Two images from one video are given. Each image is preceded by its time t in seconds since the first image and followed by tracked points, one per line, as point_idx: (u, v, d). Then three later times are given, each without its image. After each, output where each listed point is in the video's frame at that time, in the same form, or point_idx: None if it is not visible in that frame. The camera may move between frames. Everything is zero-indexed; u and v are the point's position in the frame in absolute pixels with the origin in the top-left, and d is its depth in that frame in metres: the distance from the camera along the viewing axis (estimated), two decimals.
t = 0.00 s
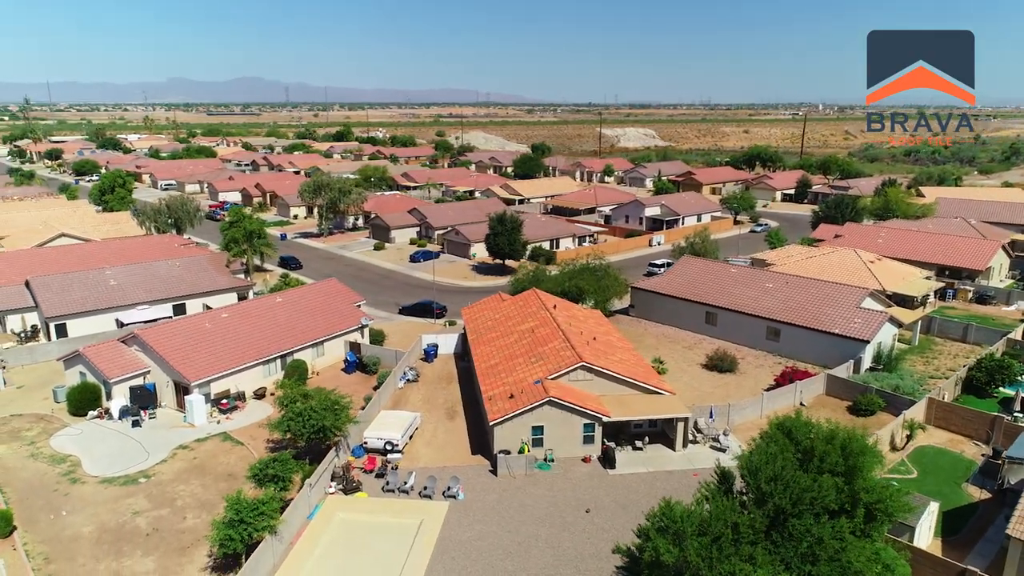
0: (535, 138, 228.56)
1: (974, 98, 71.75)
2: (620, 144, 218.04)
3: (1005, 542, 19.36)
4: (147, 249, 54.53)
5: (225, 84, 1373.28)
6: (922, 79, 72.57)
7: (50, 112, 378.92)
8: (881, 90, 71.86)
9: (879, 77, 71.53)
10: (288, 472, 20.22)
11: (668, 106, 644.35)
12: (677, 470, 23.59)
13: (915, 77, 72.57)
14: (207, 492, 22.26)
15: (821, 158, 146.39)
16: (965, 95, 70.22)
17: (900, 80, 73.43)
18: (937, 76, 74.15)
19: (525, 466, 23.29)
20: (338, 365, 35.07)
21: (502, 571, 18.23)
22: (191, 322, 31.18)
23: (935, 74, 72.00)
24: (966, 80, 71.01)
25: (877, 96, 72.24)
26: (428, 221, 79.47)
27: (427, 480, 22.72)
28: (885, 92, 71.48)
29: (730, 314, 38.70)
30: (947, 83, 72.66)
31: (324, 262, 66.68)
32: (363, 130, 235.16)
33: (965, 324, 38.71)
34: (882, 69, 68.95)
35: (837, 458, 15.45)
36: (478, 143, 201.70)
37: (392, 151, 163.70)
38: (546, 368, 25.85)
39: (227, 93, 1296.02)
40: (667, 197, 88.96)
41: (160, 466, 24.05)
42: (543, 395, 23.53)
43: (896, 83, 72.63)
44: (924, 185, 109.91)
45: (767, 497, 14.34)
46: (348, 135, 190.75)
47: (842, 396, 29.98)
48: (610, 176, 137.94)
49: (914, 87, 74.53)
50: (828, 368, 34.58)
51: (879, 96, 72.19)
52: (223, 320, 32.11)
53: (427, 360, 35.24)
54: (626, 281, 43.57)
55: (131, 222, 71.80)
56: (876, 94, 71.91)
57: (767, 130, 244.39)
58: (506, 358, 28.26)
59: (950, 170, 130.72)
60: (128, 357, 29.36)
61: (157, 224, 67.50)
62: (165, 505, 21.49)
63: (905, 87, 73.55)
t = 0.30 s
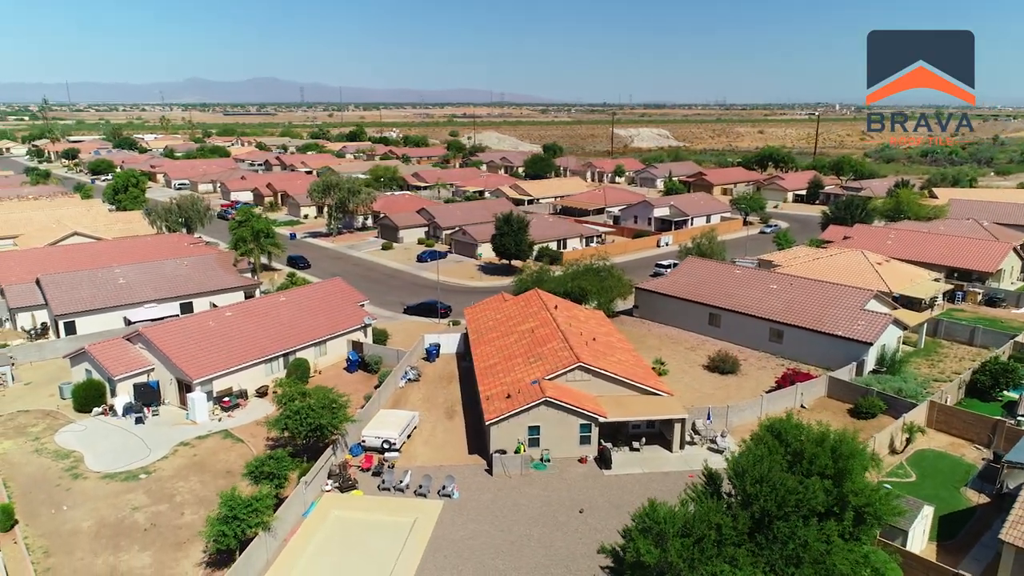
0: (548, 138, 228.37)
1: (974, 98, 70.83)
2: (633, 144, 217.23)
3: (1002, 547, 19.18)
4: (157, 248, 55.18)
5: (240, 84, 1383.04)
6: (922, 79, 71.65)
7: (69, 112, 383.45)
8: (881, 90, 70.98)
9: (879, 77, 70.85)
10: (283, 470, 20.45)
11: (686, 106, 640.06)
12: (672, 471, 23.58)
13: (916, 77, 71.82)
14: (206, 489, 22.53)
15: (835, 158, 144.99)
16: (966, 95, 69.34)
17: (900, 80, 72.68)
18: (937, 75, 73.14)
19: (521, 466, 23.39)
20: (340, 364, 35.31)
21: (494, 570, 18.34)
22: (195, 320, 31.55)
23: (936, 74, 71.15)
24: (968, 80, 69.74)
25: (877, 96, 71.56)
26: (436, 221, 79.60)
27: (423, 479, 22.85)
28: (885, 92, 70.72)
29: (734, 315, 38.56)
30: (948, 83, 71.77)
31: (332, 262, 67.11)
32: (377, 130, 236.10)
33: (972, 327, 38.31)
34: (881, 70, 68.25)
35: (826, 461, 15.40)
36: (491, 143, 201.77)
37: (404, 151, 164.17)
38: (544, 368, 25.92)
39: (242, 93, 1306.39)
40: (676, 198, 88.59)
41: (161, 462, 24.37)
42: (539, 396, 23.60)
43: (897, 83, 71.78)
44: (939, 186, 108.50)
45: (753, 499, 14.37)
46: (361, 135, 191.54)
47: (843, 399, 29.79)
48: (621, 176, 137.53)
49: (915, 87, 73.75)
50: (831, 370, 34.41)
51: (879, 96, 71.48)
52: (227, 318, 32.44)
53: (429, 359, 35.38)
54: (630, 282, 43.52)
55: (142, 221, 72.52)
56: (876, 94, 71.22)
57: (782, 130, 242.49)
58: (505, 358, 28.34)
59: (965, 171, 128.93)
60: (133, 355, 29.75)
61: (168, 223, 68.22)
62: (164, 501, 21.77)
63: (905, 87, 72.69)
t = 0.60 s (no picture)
0: (561, 137, 228.06)
1: (974, 98, 69.97)
2: (647, 145, 216.51)
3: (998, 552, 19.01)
4: (166, 247, 55.78)
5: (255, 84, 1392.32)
6: (922, 79, 70.88)
7: (87, 112, 387.38)
8: (880, 90, 70.31)
9: (878, 77, 70.23)
10: (279, 467, 20.65)
11: (701, 106, 637.15)
12: (668, 472, 23.56)
13: (915, 77, 71.08)
14: (204, 485, 22.81)
15: (848, 159, 143.72)
16: (966, 95, 68.51)
17: (900, 80, 71.95)
18: (937, 75, 72.32)
19: (516, 466, 23.48)
20: (343, 363, 35.57)
21: (484, 568, 18.46)
22: (199, 318, 31.88)
23: (935, 74, 70.39)
24: (967, 80, 68.84)
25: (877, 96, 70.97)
26: (444, 221, 79.78)
27: (419, 478, 22.98)
28: (885, 93, 70.06)
29: (737, 317, 38.43)
30: (948, 83, 70.95)
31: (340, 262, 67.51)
32: (390, 130, 237.10)
33: (979, 330, 37.92)
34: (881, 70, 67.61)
35: (815, 464, 15.34)
36: (503, 143, 201.85)
37: (416, 151, 164.66)
38: (541, 369, 25.98)
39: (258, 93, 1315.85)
40: (685, 198, 88.21)
41: (162, 459, 24.68)
42: (535, 396, 23.66)
43: (897, 82, 71.06)
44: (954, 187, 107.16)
45: (738, 501, 14.42)
46: (374, 135, 192.31)
47: (845, 401, 29.59)
48: (633, 176, 137.11)
49: (915, 87, 73.01)
50: (833, 373, 34.20)
51: (879, 97, 70.81)
52: (230, 317, 32.74)
53: (431, 359, 35.54)
54: (634, 283, 43.46)
55: (153, 220, 73.23)
56: (875, 94, 70.54)
57: (799, 130, 240.67)
58: (504, 358, 28.43)
59: (980, 172, 127.21)
60: (137, 353, 30.12)
61: (177, 222, 68.87)
62: (163, 497, 22.06)
63: (904, 87, 71.95)
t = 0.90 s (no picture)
0: (574, 137, 227.77)
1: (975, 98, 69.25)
2: (660, 145, 215.72)
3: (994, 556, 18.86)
4: (176, 246, 56.40)
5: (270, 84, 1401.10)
6: (922, 79, 70.25)
7: (106, 112, 391.71)
8: (881, 90, 69.80)
9: (879, 77, 69.72)
10: (275, 464, 20.89)
11: (717, 106, 634.11)
12: (664, 474, 23.56)
13: (915, 77, 70.46)
14: (203, 481, 23.11)
15: (861, 160, 142.40)
16: (966, 95, 67.84)
17: (900, 80, 71.41)
18: (937, 75, 71.64)
19: (512, 466, 23.58)
20: (346, 362, 35.84)
21: (475, 568, 18.58)
22: (204, 317, 32.27)
23: (936, 74, 69.75)
24: (967, 80, 68.14)
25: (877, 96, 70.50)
26: (452, 221, 79.97)
27: (416, 477, 23.17)
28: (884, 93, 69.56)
29: (741, 318, 38.28)
30: (948, 83, 70.34)
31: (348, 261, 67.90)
32: (403, 130, 238.00)
33: (986, 333, 37.52)
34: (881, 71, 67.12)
35: (804, 467, 15.32)
36: (516, 143, 201.93)
37: (429, 151, 165.14)
38: (539, 369, 26.06)
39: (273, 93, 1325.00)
40: (695, 199, 87.83)
41: (163, 455, 25.01)
42: (531, 396, 23.72)
43: (896, 83, 70.52)
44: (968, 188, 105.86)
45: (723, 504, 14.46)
46: (387, 135, 193.08)
47: (846, 404, 29.42)
48: (644, 177, 136.71)
49: (915, 87, 72.39)
50: (837, 375, 33.99)
51: (879, 97, 70.34)
52: (234, 316, 33.07)
53: (433, 358, 35.75)
54: (638, 284, 43.41)
55: (165, 220, 74.02)
56: (875, 94, 70.05)
57: (815, 130, 238.93)
58: (503, 358, 28.52)
59: (996, 172, 125.52)
60: (142, 350, 30.52)
61: (188, 221, 69.58)
62: (163, 492, 22.36)
63: (904, 87, 71.34)
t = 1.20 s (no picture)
0: (586, 137, 227.37)
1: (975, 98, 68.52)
2: (674, 146, 214.84)
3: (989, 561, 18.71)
4: (186, 245, 57.00)
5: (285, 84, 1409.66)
6: (921, 79, 69.60)
7: (129, 112, 396.57)
8: (880, 90, 69.30)
9: (879, 77, 69.20)
10: (271, 462, 21.11)
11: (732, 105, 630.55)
12: (659, 475, 23.55)
13: (915, 77, 69.84)
14: (202, 478, 23.40)
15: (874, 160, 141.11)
16: (965, 95, 67.17)
17: (900, 80, 70.83)
18: (937, 75, 70.96)
19: (508, 465, 23.69)
20: (349, 361, 36.11)
21: (466, 567, 18.69)
22: (209, 315, 32.62)
23: (935, 74, 69.12)
24: (967, 80, 67.45)
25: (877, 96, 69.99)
26: (460, 221, 80.13)
27: (412, 476, 23.34)
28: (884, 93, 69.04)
29: (744, 320, 38.12)
30: (948, 83, 69.65)
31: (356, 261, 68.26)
32: (417, 130, 238.76)
33: (993, 336, 37.12)
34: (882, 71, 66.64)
35: (792, 469, 15.31)
36: (529, 143, 201.96)
37: (441, 151, 165.54)
38: (536, 369, 26.14)
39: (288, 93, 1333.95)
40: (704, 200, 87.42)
41: (165, 452, 25.33)
42: (528, 396, 23.78)
43: (896, 82, 69.99)
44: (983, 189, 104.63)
45: (707, 506, 14.51)
46: (400, 135, 193.85)
47: (847, 407, 29.23)
48: (655, 177, 136.26)
49: (916, 87, 71.73)
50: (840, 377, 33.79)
51: (878, 97, 69.88)
52: (238, 314, 33.41)
53: (435, 358, 35.97)
54: (641, 285, 43.35)
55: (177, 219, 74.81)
56: (875, 94, 69.56)
57: (833, 131, 237.06)
58: (502, 358, 28.62)
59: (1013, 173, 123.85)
60: (146, 348, 30.92)
61: (199, 220, 70.26)
62: (162, 489, 22.66)
63: (905, 86, 70.69)
